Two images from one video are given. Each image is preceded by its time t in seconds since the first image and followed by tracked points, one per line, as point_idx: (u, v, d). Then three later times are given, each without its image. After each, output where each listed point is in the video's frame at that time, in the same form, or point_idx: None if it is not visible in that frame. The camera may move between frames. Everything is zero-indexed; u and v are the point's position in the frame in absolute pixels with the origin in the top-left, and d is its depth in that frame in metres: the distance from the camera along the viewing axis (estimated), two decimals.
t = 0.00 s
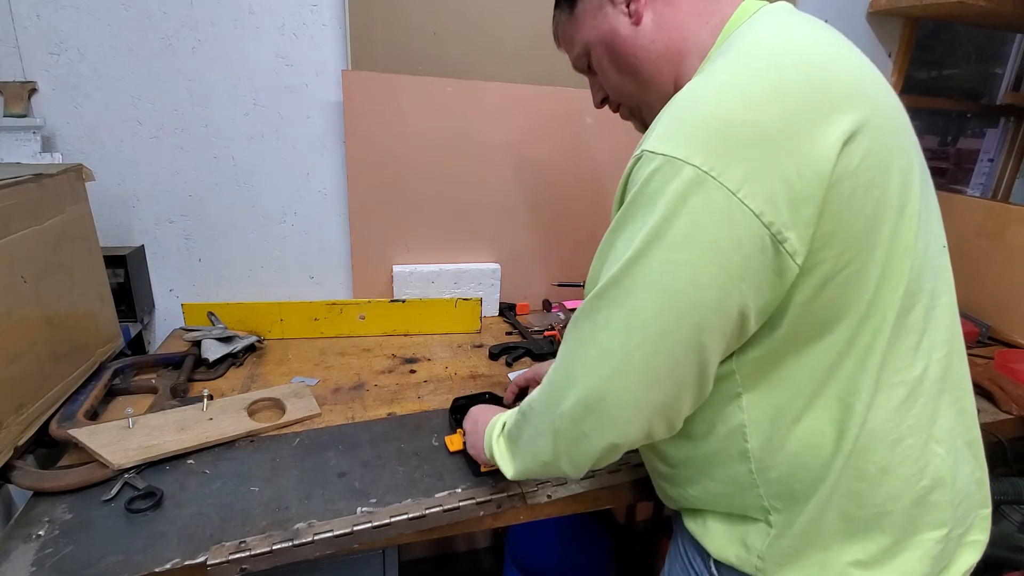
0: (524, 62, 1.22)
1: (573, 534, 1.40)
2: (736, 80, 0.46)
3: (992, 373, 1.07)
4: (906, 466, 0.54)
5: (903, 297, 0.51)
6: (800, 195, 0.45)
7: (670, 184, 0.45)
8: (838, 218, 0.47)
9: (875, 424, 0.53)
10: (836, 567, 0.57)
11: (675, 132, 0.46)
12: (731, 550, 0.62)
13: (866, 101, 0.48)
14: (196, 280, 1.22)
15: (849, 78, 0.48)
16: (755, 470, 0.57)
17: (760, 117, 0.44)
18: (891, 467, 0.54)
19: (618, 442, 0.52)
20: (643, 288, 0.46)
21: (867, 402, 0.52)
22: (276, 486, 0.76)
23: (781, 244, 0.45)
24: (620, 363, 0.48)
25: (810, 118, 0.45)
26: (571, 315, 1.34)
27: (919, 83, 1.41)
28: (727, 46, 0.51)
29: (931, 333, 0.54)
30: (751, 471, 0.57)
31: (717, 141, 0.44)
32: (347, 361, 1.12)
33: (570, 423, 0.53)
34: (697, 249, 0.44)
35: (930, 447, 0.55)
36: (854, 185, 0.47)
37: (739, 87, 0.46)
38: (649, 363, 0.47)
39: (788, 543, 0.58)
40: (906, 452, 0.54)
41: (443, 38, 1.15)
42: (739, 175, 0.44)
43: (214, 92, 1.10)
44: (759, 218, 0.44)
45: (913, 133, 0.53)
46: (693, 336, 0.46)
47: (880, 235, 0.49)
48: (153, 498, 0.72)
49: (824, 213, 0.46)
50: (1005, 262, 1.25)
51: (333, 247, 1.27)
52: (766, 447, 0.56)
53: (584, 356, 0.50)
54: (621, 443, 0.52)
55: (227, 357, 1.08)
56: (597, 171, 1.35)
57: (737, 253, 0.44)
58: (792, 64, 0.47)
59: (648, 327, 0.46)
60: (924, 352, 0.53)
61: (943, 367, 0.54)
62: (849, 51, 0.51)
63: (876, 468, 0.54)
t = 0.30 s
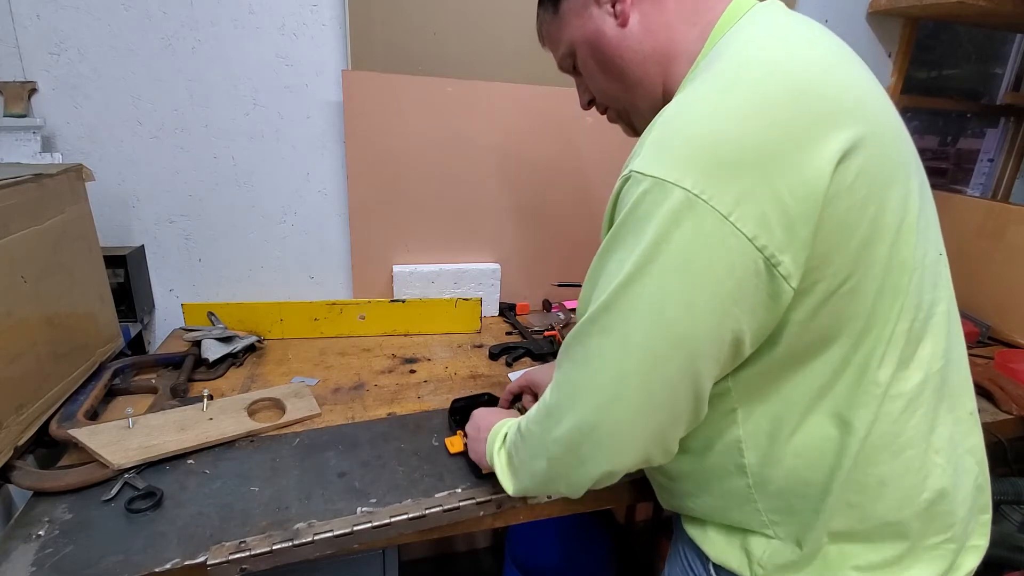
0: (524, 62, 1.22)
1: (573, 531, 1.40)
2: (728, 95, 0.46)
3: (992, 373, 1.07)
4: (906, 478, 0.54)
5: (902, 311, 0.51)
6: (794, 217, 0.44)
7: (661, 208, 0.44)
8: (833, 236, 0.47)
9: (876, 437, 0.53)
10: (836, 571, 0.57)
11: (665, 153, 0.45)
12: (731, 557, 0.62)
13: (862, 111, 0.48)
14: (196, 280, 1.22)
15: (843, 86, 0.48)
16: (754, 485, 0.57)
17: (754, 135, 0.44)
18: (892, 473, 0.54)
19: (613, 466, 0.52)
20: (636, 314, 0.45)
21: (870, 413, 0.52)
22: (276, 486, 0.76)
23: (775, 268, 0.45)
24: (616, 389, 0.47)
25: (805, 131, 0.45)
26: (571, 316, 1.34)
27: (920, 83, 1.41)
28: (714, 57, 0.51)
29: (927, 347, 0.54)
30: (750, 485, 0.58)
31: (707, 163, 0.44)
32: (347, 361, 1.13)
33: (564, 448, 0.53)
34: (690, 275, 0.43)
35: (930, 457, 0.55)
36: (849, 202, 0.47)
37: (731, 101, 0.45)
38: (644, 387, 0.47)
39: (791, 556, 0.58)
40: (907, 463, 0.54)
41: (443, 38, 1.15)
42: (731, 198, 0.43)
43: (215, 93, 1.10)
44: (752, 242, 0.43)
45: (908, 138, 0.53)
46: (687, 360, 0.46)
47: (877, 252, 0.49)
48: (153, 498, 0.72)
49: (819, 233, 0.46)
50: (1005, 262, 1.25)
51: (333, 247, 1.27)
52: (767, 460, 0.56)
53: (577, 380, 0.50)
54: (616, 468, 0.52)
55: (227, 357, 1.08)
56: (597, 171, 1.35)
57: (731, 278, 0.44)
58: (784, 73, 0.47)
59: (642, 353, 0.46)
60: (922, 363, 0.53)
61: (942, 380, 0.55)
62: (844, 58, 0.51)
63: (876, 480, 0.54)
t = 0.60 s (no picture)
0: (524, 62, 1.22)
1: (572, 531, 1.40)
2: (729, 97, 0.45)
3: (993, 373, 1.07)
4: (906, 486, 0.54)
5: (905, 318, 0.51)
6: (798, 224, 0.44)
7: (661, 214, 0.44)
8: (837, 242, 0.46)
9: (870, 449, 0.53)
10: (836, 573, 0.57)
11: (662, 157, 0.45)
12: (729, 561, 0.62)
13: (865, 112, 0.48)
14: (196, 281, 1.22)
15: (846, 87, 0.48)
16: (752, 493, 0.57)
17: (756, 139, 0.44)
18: (889, 478, 0.54)
19: (615, 475, 0.51)
20: (636, 324, 0.45)
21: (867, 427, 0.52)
22: (276, 486, 0.76)
23: (779, 276, 0.45)
24: (618, 400, 0.47)
25: (807, 134, 0.45)
26: (571, 316, 1.34)
27: (920, 83, 1.41)
28: (712, 59, 0.50)
29: (926, 354, 0.54)
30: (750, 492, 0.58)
31: (708, 168, 0.43)
32: (347, 361, 1.13)
33: (566, 455, 0.53)
34: (692, 285, 0.43)
35: (930, 464, 0.55)
36: (852, 207, 0.46)
37: (731, 103, 0.45)
38: (647, 396, 0.46)
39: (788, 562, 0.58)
40: (908, 470, 0.54)
41: (443, 38, 1.15)
42: (733, 205, 0.43)
43: (216, 93, 1.10)
44: (755, 248, 0.43)
45: (911, 138, 0.53)
46: (690, 369, 0.46)
47: (881, 258, 0.49)
48: (153, 498, 0.72)
49: (823, 240, 0.46)
50: (1005, 262, 1.25)
51: (333, 247, 1.27)
52: (766, 467, 0.56)
53: (578, 389, 0.50)
54: (618, 477, 0.52)
55: (226, 357, 1.08)
56: (597, 171, 1.34)
57: (733, 287, 0.44)
58: (786, 74, 0.46)
59: (644, 363, 0.45)
60: (922, 368, 0.53)
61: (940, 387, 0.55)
62: (847, 57, 0.51)
63: (875, 488, 0.54)
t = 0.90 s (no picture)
0: (524, 62, 1.22)
1: (571, 530, 1.40)
2: (723, 85, 0.45)
3: (992, 373, 1.07)
4: (888, 487, 0.55)
5: (900, 317, 0.51)
6: (792, 217, 0.44)
7: (650, 204, 0.44)
8: (832, 238, 0.46)
9: (867, 445, 0.53)
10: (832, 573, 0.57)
11: (654, 146, 0.44)
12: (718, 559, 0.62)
13: (863, 107, 0.47)
14: (196, 280, 1.22)
15: (845, 80, 0.47)
16: (735, 492, 0.57)
17: (749, 127, 0.43)
18: (880, 478, 0.54)
19: (605, 470, 0.51)
20: (626, 317, 0.45)
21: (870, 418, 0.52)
22: (276, 487, 0.76)
23: (771, 271, 0.44)
24: (607, 394, 0.47)
25: (802, 125, 0.44)
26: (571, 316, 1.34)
27: (919, 83, 1.41)
28: (709, 47, 0.50)
29: (916, 355, 0.53)
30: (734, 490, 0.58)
31: (699, 157, 0.43)
32: (347, 361, 1.13)
33: (559, 449, 0.53)
34: (682, 279, 0.43)
35: (917, 467, 0.55)
36: (847, 201, 0.46)
37: (724, 91, 0.44)
38: (636, 389, 0.46)
39: (761, 558, 0.58)
40: (892, 472, 0.55)
41: (443, 37, 1.15)
42: (725, 196, 0.43)
43: (214, 92, 1.10)
44: (747, 242, 0.43)
45: (911, 134, 0.53)
46: (680, 365, 0.45)
47: (878, 254, 0.49)
48: (153, 498, 0.72)
49: (818, 235, 0.45)
50: (1005, 262, 1.25)
51: (333, 246, 1.27)
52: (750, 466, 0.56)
53: (567, 383, 0.50)
54: (609, 472, 0.51)
55: (227, 357, 1.08)
56: (596, 172, 1.35)
57: (722, 281, 0.43)
58: (780, 64, 0.46)
59: (634, 358, 0.45)
60: (914, 371, 0.53)
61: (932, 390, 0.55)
62: (848, 51, 0.51)
63: (858, 491, 0.54)
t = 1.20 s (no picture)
0: (523, 62, 1.22)
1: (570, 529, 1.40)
2: (704, 76, 0.44)
3: (993, 373, 1.07)
4: (871, 495, 0.54)
5: (880, 319, 0.51)
6: (769, 210, 0.44)
7: (628, 198, 0.44)
8: (812, 233, 0.46)
9: (842, 453, 0.53)
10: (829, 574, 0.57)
11: (632, 140, 0.44)
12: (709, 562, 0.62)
13: (856, 100, 0.47)
14: (196, 280, 1.22)
15: (837, 74, 0.47)
16: (715, 495, 0.58)
17: (729, 117, 0.43)
18: (871, 479, 0.54)
19: (597, 474, 0.50)
20: (606, 315, 0.45)
21: (843, 425, 0.52)
22: (276, 487, 0.76)
23: (752, 265, 0.44)
24: (593, 396, 0.46)
25: (788, 116, 0.44)
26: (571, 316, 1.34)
27: (919, 83, 1.41)
28: (697, 37, 0.49)
29: (901, 361, 0.53)
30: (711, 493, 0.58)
31: (676, 149, 0.43)
32: (347, 361, 1.13)
33: (551, 456, 0.52)
34: (663, 274, 0.43)
35: (901, 476, 0.55)
36: (832, 193, 0.45)
37: (704, 82, 0.44)
38: (622, 388, 0.45)
39: (740, 563, 0.59)
40: (873, 480, 0.54)
41: (442, 37, 1.15)
42: (702, 190, 0.42)
43: (214, 92, 1.10)
44: (727, 235, 0.43)
45: (902, 130, 0.52)
46: (665, 362, 0.45)
47: (855, 254, 0.48)
48: (153, 498, 0.72)
49: (796, 230, 0.45)
50: (1005, 262, 1.25)
51: (334, 246, 1.27)
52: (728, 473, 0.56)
53: (554, 387, 0.49)
54: (602, 477, 0.51)
55: (227, 357, 1.08)
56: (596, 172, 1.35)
57: (706, 274, 0.43)
58: (767, 55, 0.45)
59: (617, 356, 0.45)
60: (897, 378, 0.53)
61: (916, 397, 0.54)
62: (841, 46, 0.50)
63: (837, 498, 0.54)
